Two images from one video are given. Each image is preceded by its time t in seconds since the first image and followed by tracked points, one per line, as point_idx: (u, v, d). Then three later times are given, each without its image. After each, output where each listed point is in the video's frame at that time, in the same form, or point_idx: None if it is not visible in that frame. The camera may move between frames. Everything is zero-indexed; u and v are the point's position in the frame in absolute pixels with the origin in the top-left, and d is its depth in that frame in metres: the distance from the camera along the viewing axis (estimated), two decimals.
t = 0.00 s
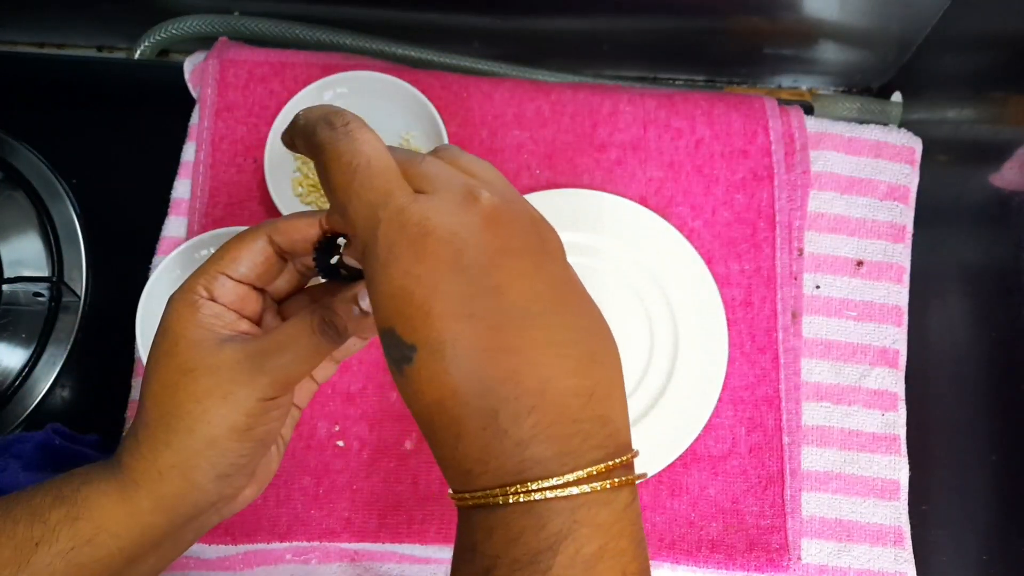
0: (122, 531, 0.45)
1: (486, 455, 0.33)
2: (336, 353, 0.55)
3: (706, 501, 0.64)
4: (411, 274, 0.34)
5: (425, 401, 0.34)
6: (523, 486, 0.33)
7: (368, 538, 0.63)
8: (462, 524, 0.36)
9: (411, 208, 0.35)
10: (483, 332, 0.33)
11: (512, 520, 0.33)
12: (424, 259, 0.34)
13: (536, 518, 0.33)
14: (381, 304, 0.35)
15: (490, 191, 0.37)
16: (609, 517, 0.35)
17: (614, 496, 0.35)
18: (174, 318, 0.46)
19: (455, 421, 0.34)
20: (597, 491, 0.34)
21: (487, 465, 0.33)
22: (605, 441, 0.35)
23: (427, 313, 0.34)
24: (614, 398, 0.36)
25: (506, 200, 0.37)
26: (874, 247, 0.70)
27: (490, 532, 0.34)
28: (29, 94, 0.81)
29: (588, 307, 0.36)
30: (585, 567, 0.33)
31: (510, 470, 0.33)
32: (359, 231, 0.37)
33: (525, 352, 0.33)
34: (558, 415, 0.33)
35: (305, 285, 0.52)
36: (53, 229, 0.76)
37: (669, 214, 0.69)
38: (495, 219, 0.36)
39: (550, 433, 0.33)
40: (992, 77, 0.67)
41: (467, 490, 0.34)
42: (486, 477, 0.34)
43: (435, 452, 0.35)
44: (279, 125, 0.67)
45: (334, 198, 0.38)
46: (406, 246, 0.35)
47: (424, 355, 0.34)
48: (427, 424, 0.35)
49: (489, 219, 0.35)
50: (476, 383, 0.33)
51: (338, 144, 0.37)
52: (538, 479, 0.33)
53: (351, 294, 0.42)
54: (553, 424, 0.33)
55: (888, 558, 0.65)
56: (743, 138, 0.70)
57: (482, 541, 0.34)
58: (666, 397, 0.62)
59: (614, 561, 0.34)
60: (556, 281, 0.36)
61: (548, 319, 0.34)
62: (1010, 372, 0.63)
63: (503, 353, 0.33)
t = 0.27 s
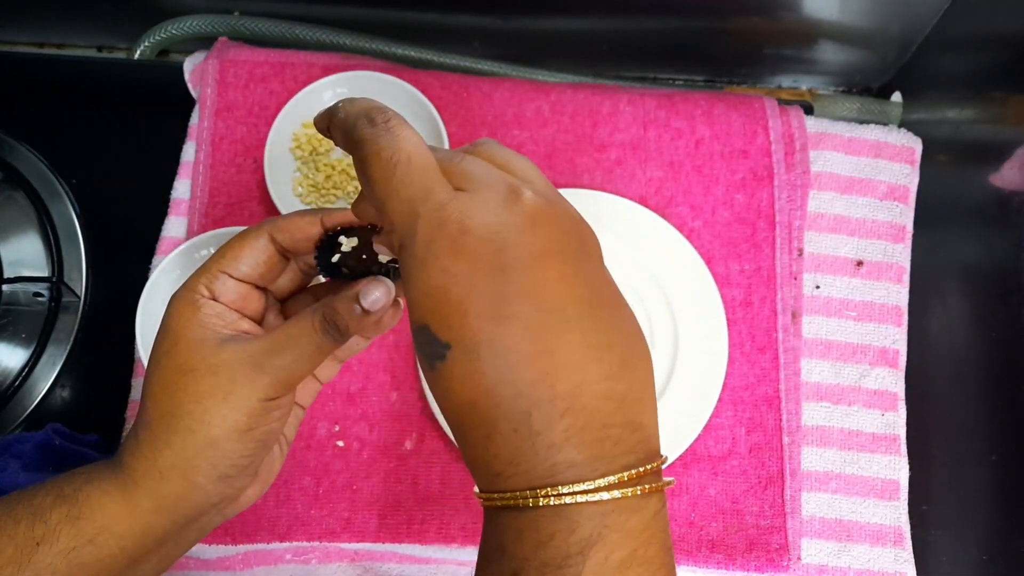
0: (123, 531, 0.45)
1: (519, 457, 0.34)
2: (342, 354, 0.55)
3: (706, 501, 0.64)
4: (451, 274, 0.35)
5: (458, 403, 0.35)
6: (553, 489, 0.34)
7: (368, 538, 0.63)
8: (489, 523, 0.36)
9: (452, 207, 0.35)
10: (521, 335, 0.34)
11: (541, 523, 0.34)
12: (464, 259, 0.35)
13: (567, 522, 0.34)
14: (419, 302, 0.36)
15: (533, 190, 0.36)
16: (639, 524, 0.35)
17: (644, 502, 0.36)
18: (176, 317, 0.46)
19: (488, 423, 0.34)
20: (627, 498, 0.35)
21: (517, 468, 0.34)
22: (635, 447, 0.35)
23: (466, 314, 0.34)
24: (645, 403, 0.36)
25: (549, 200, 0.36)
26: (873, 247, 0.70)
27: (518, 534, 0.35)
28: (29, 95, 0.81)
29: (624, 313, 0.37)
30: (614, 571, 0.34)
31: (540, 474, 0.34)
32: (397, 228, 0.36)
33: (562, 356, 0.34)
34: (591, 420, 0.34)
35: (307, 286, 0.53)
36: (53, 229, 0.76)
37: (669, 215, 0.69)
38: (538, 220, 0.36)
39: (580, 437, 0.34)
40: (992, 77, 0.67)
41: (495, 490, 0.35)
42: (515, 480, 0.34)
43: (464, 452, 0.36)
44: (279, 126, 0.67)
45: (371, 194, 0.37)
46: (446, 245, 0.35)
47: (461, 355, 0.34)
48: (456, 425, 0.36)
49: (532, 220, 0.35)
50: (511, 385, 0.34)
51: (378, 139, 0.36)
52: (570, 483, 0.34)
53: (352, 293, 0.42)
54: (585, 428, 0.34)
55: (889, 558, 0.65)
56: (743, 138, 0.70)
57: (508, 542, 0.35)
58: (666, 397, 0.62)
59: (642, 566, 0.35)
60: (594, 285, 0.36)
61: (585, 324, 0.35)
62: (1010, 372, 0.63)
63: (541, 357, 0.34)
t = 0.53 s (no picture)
0: (126, 532, 0.45)
1: (503, 467, 0.34)
2: (346, 355, 0.55)
3: (706, 502, 0.64)
4: (426, 287, 0.34)
5: (439, 415, 0.35)
6: (536, 498, 0.34)
7: (368, 538, 0.63)
8: (476, 531, 0.36)
9: (424, 218, 0.35)
10: (498, 345, 0.34)
11: (532, 529, 0.34)
12: (438, 271, 0.34)
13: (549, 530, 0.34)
14: (396, 316, 0.35)
15: (507, 198, 0.36)
16: (624, 530, 0.35)
17: (627, 509, 0.36)
18: (179, 318, 0.46)
19: (470, 435, 0.34)
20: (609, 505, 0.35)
21: (501, 477, 0.34)
22: (620, 453, 0.35)
23: (442, 327, 0.34)
24: (631, 409, 0.36)
25: (524, 206, 0.36)
26: (874, 247, 0.70)
27: (504, 542, 0.35)
28: (29, 95, 0.81)
29: (604, 319, 0.36)
30: None
31: (525, 482, 0.34)
32: (371, 243, 0.37)
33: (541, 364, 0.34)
34: (574, 427, 0.34)
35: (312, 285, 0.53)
36: (53, 229, 0.76)
37: (669, 215, 0.69)
38: (511, 228, 0.35)
39: (561, 445, 0.34)
40: (992, 77, 0.67)
41: (481, 500, 0.35)
42: (500, 489, 0.35)
43: (448, 465, 0.36)
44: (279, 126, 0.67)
45: (345, 209, 0.38)
46: (420, 258, 0.35)
47: (440, 368, 0.34)
48: (439, 437, 0.36)
49: (506, 228, 0.35)
50: (491, 395, 0.34)
51: (348, 156, 0.37)
52: (553, 492, 0.34)
53: (356, 295, 0.43)
54: (568, 437, 0.34)
55: (889, 558, 0.65)
56: (743, 138, 0.70)
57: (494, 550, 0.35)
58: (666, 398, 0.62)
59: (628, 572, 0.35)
60: (573, 292, 0.36)
61: (565, 331, 0.35)
62: (1010, 373, 0.63)
63: (518, 367, 0.33)
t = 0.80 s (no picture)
0: (121, 536, 0.44)
1: (507, 474, 0.34)
2: (343, 356, 0.55)
3: (706, 502, 0.64)
4: (429, 292, 0.34)
5: (442, 423, 0.35)
6: (542, 506, 0.34)
7: (368, 538, 0.63)
8: (480, 538, 0.36)
9: (426, 223, 0.35)
10: (503, 350, 0.34)
11: (532, 533, 0.34)
12: (441, 277, 0.34)
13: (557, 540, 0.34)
14: (398, 323, 0.35)
15: (508, 202, 0.36)
16: (630, 537, 0.35)
17: (633, 516, 0.35)
18: (174, 321, 0.46)
19: (474, 442, 0.34)
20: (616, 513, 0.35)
21: (505, 485, 0.34)
22: (624, 458, 0.35)
23: (444, 333, 0.34)
24: (634, 413, 0.36)
25: (525, 210, 0.36)
26: (874, 247, 0.70)
27: (507, 549, 0.35)
28: (29, 96, 0.81)
29: (606, 321, 0.37)
30: None
31: (529, 489, 0.34)
32: (372, 249, 0.36)
33: (546, 368, 0.34)
34: (580, 433, 0.34)
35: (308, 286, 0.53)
36: (53, 229, 0.76)
37: (670, 215, 0.69)
38: (514, 232, 0.36)
39: (566, 450, 0.34)
40: (993, 77, 0.67)
41: (485, 508, 0.35)
42: (504, 497, 0.34)
43: (452, 472, 0.36)
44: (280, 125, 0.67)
45: (345, 214, 0.38)
46: (422, 263, 0.35)
47: (443, 374, 0.34)
48: (442, 445, 0.35)
49: (508, 232, 0.35)
50: (494, 402, 0.33)
51: (348, 162, 0.37)
52: (558, 499, 0.34)
53: (351, 297, 0.43)
54: (572, 443, 0.34)
55: (889, 558, 0.65)
56: (743, 138, 0.70)
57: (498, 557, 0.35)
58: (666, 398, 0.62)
59: None
60: (575, 296, 0.36)
61: (569, 335, 0.35)
62: (1010, 373, 0.63)
63: (522, 373, 0.33)
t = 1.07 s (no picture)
0: (118, 540, 0.44)
1: (519, 490, 0.34)
2: (342, 360, 0.55)
3: (706, 501, 0.64)
4: (442, 305, 0.34)
5: (452, 436, 0.35)
6: (555, 521, 0.34)
7: (369, 538, 0.63)
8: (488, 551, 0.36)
9: (440, 235, 0.35)
10: (516, 364, 0.34)
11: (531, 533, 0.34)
12: (455, 290, 0.34)
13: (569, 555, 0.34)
14: (409, 336, 0.35)
15: (522, 215, 0.37)
16: (641, 553, 0.36)
17: (644, 532, 0.36)
18: (170, 325, 0.46)
19: (483, 456, 0.34)
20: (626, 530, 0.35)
21: (517, 500, 0.34)
22: (635, 474, 0.36)
23: (458, 346, 0.34)
24: (643, 427, 0.36)
25: (538, 224, 0.37)
26: (874, 247, 0.70)
27: (521, 564, 0.35)
28: (29, 96, 0.81)
29: (614, 334, 0.37)
30: None
31: (541, 504, 0.34)
32: (383, 259, 0.36)
33: (560, 382, 0.34)
34: (591, 448, 0.34)
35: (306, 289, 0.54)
36: (53, 229, 0.76)
37: (670, 215, 0.69)
38: (527, 246, 0.36)
39: (576, 465, 0.34)
40: (993, 77, 0.67)
41: (495, 523, 0.35)
42: (515, 512, 0.34)
43: (460, 487, 0.36)
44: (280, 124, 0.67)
45: (356, 225, 0.37)
46: (436, 275, 0.35)
47: (453, 387, 0.34)
48: (451, 458, 0.35)
49: (521, 245, 0.36)
50: (507, 416, 0.33)
51: (359, 172, 0.36)
52: (570, 515, 0.34)
53: (348, 299, 0.42)
54: (584, 458, 0.34)
55: (889, 558, 0.65)
56: (743, 138, 0.70)
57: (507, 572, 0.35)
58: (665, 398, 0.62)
59: None
60: (585, 310, 0.36)
61: (580, 349, 0.35)
62: (1010, 373, 0.63)
63: (535, 387, 0.34)
